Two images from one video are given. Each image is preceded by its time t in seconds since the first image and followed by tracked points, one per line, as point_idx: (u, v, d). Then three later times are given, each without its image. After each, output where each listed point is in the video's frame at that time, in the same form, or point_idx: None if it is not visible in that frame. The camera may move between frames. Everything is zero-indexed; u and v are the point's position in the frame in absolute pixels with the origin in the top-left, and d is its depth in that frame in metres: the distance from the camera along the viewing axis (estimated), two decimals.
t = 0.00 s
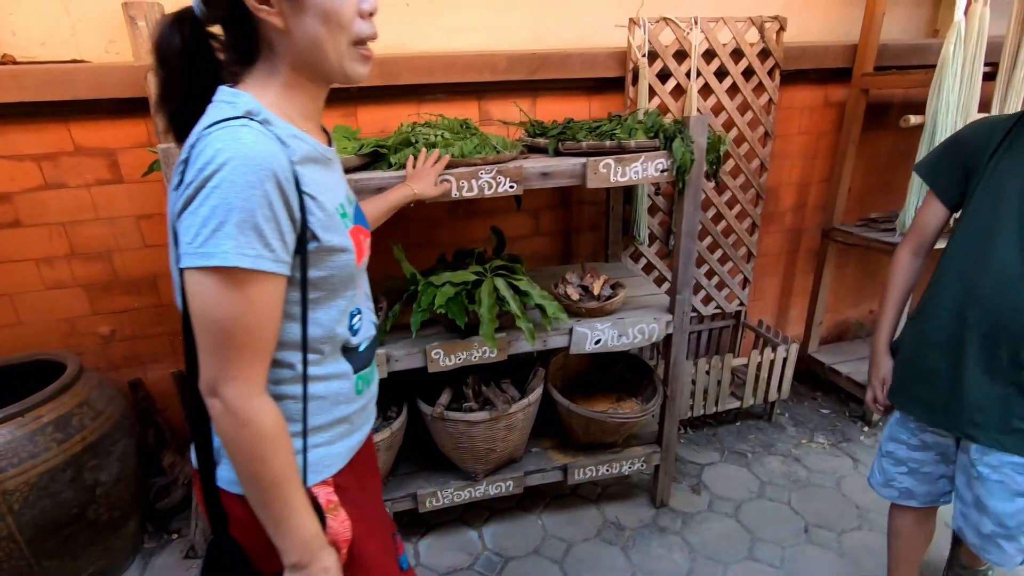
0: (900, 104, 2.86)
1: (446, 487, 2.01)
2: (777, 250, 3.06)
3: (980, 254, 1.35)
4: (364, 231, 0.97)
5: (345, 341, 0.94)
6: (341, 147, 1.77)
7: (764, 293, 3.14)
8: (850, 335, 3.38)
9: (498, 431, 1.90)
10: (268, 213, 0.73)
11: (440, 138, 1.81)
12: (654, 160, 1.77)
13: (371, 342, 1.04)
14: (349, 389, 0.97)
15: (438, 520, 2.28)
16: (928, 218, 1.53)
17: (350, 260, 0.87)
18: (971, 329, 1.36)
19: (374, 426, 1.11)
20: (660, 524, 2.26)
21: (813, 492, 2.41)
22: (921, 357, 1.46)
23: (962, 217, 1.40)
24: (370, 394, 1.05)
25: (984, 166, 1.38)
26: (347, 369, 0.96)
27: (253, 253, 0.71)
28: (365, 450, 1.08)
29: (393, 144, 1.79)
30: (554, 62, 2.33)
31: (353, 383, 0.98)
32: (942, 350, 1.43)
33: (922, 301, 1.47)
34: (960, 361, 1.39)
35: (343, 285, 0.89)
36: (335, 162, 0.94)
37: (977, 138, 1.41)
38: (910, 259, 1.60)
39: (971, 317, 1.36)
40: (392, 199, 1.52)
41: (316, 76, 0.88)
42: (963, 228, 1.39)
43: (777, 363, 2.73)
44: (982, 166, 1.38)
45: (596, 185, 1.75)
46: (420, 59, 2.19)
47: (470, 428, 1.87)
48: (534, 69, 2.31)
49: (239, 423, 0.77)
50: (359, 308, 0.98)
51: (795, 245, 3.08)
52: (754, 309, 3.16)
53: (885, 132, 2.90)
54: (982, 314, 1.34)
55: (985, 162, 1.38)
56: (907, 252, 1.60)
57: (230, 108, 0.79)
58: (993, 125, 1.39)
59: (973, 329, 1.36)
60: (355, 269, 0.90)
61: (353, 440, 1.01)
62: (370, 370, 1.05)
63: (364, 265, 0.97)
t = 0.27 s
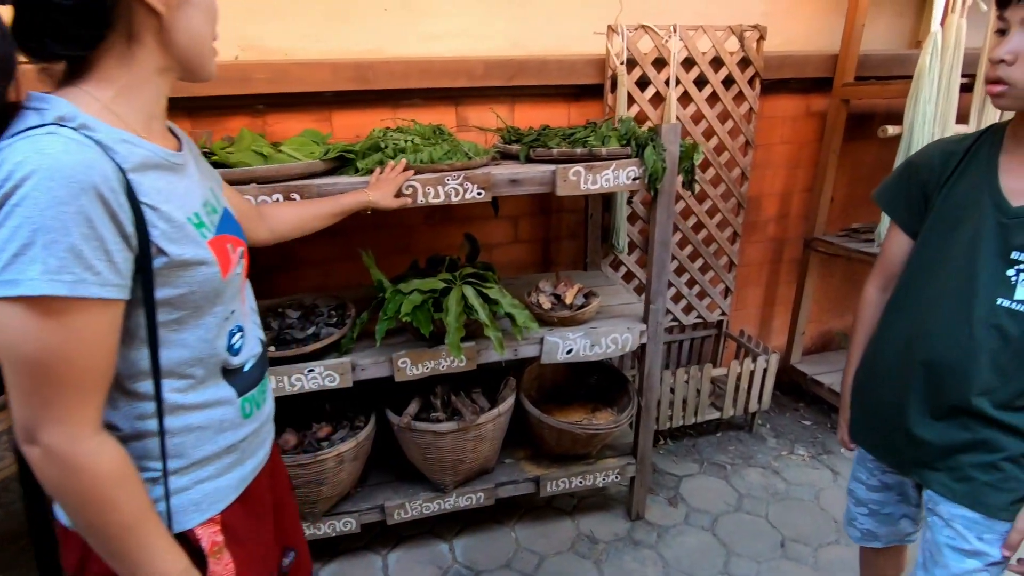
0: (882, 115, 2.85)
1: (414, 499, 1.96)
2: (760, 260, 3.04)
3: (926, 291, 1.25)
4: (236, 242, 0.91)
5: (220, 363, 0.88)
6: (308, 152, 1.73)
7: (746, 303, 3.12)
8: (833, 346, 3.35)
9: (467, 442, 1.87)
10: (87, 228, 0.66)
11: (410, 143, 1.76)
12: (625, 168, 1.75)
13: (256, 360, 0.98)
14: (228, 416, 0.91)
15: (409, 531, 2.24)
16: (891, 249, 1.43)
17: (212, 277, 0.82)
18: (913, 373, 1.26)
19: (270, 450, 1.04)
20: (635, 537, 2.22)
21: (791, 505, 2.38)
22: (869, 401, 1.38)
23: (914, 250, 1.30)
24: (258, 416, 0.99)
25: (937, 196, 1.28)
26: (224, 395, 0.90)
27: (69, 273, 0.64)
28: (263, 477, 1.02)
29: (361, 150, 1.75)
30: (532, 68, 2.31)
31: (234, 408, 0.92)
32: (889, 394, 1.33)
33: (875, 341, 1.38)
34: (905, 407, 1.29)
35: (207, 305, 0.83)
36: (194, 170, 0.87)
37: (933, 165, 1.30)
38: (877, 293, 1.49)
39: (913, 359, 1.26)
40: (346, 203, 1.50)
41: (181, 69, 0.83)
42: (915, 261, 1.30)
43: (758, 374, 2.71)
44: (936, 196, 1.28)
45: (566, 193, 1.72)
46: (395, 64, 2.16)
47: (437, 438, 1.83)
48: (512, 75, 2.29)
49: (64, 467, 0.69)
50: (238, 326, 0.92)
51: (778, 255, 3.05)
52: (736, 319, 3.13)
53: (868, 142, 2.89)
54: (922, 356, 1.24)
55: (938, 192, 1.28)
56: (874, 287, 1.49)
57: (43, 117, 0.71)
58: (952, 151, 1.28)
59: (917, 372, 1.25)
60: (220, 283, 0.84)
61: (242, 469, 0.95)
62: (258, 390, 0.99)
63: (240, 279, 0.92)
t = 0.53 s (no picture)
0: (852, 124, 2.86)
1: (373, 519, 1.89)
2: (732, 268, 3.02)
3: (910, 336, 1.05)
4: (63, 294, 0.85)
5: (29, 442, 0.83)
6: (259, 158, 1.66)
7: (718, 311, 3.10)
8: (806, 354, 3.35)
9: (427, 459, 1.80)
10: None
11: (367, 150, 1.70)
12: (589, 177, 1.71)
13: (82, 433, 0.93)
14: (34, 502, 0.85)
15: (371, 550, 2.17)
16: (886, 280, 1.21)
17: (10, 344, 0.76)
18: (889, 433, 1.07)
19: (101, 537, 0.99)
20: (603, 554, 2.18)
21: (761, 518, 2.35)
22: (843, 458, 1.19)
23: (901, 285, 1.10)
24: (82, 499, 0.93)
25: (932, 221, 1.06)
26: (28, 479, 0.84)
27: None
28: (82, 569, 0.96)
29: (315, 157, 1.68)
30: (499, 73, 2.26)
31: (43, 493, 0.86)
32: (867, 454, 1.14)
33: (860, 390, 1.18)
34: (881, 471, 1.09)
35: (3, 377, 0.78)
36: (19, 205, 0.82)
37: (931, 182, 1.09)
38: (873, 330, 1.26)
39: (893, 417, 1.06)
40: (290, 202, 1.43)
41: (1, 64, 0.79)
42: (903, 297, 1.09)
43: (729, 384, 2.68)
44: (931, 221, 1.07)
45: (528, 203, 1.68)
46: (357, 68, 2.10)
47: (395, 456, 1.76)
48: (478, 81, 2.24)
49: None
50: (58, 398, 0.87)
51: (750, 263, 3.04)
52: (709, 327, 3.11)
53: (838, 151, 2.89)
54: (902, 415, 1.04)
55: (933, 217, 1.06)
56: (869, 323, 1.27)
57: None
58: (957, 167, 1.06)
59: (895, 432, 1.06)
60: (24, 353, 0.78)
61: (50, 563, 0.90)
62: (84, 470, 0.94)
63: (66, 340, 0.86)
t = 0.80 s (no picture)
0: (835, 129, 2.86)
1: (349, 530, 1.84)
2: (717, 273, 3.00)
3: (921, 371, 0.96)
4: None
5: None
6: (229, 159, 1.62)
7: (703, 316, 3.08)
8: (790, 359, 3.35)
9: (403, 469, 1.76)
10: None
11: (343, 152, 1.66)
12: (568, 181, 1.68)
13: None
14: None
15: (347, 562, 2.12)
16: (896, 302, 1.12)
17: None
18: (889, 472, 1.00)
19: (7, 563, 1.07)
20: (584, 563, 2.14)
21: (745, 526, 2.33)
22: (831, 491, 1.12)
23: (912, 311, 1.01)
24: None
25: (948, 242, 0.97)
26: None
27: None
28: None
29: (288, 158, 1.64)
30: (480, 76, 2.23)
31: None
32: (863, 492, 1.07)
33: (868, 423, 1.10)
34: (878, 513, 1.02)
35: None
36: None
37: (949, 195, 0.99)
38: (877, 359, 1.17)
39: (894, 456, 0.99)
40: (244, 190, 1.34)
41: None
42: (915, 328, 1.01)
43: (713, 390, 2.66)
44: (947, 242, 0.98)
45: (506, 207, 1.65)
46: (335, 68, 2.06)
47: (370, 466, 1.72)
48: (459, 83, 2.21)
49: None
50: None
51: (735, 269, 3.03)
52: (693, 333, 3.09)
53: (821, 156, 2.89)
54: (903, 454, 0.97)
55: (949, 238, 0.97)
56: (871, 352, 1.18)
57: None
58: (980, 179, 0.96)
59: (896, 474, 0.98)
60: None
61: None
62: None
63: None
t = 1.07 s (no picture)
0: (835, 133, 2.86)
1: (344, 524, 1.86)
2: (716, 276, 3.01)
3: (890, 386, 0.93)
4: None
5: None
6: (230, 157, 1.64)
7: (702, 318, 3.08)
8: (790, 362, 3.34)
9: (397, 464, 1.77)
10: None
11: (341, 151, 1.68)
12: (563, 181, 1.70)
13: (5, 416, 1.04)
14: None
15: (343, 557, 2.14)
16: (871, 316, 1.10)
17: None
18: (860, 494, 0.95)
19: (41, 515, 1.11)
20: (578, 562, 2.15)
21: (740, 528, 2.33)
22: (802, 514, 1.08)
23: (886, 324, 0.98)
24: (19, 475, 1.06)
25: (920, 252, 0.94)
26: None
27: None
28: (25, 548, 1.09)
29: (287, 156, 1.67)
30: (480, 77, 2.25)
31: None
32: (833, 515, 1.02)
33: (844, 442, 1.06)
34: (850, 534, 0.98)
35: None
36: None
37: (924, 203, 0.96)
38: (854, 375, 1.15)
39: (863, 476, 0.95)
40: (239, 199, 1.37)
41: None
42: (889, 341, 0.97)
43: (710, 392, 2.67)
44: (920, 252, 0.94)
45: (502, 206, 1.66)
46: (336, 68, 2.08)
47: (365, 461, 1.74)
48: (459, 84, 2.23)
49: None
50: None
51: (734, 271, 3.03)
52: (692, 335, 3.10)
53: (822, 159, 2.89)
54: (872, 475, 0.93)
55: (921, 248, 0.94)
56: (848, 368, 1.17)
57: None
58: (952, 187, 0.94)
59: (866, 495, 0.94)
60: None
61: None
62: (15, 449, 1.05)
63: None
